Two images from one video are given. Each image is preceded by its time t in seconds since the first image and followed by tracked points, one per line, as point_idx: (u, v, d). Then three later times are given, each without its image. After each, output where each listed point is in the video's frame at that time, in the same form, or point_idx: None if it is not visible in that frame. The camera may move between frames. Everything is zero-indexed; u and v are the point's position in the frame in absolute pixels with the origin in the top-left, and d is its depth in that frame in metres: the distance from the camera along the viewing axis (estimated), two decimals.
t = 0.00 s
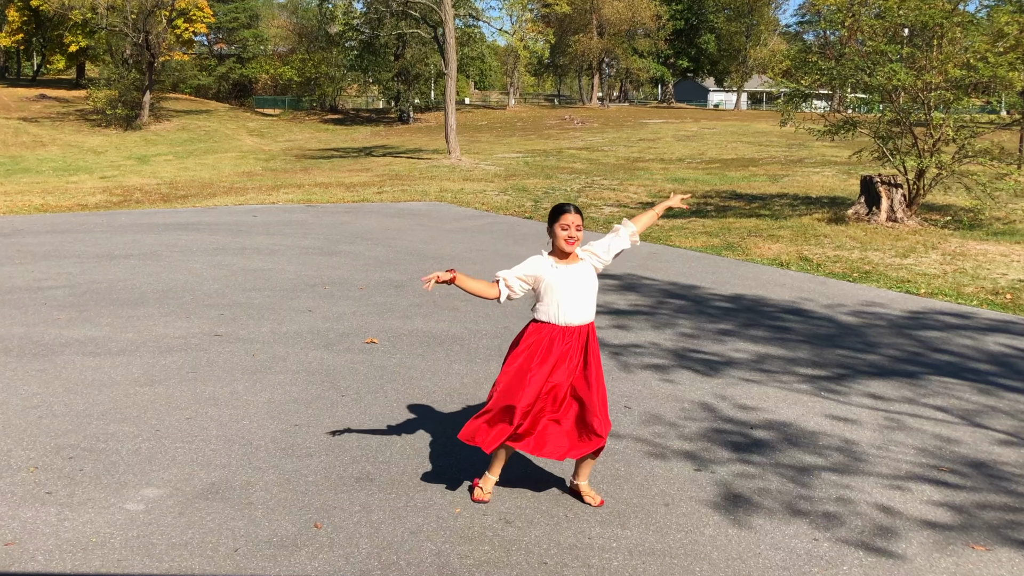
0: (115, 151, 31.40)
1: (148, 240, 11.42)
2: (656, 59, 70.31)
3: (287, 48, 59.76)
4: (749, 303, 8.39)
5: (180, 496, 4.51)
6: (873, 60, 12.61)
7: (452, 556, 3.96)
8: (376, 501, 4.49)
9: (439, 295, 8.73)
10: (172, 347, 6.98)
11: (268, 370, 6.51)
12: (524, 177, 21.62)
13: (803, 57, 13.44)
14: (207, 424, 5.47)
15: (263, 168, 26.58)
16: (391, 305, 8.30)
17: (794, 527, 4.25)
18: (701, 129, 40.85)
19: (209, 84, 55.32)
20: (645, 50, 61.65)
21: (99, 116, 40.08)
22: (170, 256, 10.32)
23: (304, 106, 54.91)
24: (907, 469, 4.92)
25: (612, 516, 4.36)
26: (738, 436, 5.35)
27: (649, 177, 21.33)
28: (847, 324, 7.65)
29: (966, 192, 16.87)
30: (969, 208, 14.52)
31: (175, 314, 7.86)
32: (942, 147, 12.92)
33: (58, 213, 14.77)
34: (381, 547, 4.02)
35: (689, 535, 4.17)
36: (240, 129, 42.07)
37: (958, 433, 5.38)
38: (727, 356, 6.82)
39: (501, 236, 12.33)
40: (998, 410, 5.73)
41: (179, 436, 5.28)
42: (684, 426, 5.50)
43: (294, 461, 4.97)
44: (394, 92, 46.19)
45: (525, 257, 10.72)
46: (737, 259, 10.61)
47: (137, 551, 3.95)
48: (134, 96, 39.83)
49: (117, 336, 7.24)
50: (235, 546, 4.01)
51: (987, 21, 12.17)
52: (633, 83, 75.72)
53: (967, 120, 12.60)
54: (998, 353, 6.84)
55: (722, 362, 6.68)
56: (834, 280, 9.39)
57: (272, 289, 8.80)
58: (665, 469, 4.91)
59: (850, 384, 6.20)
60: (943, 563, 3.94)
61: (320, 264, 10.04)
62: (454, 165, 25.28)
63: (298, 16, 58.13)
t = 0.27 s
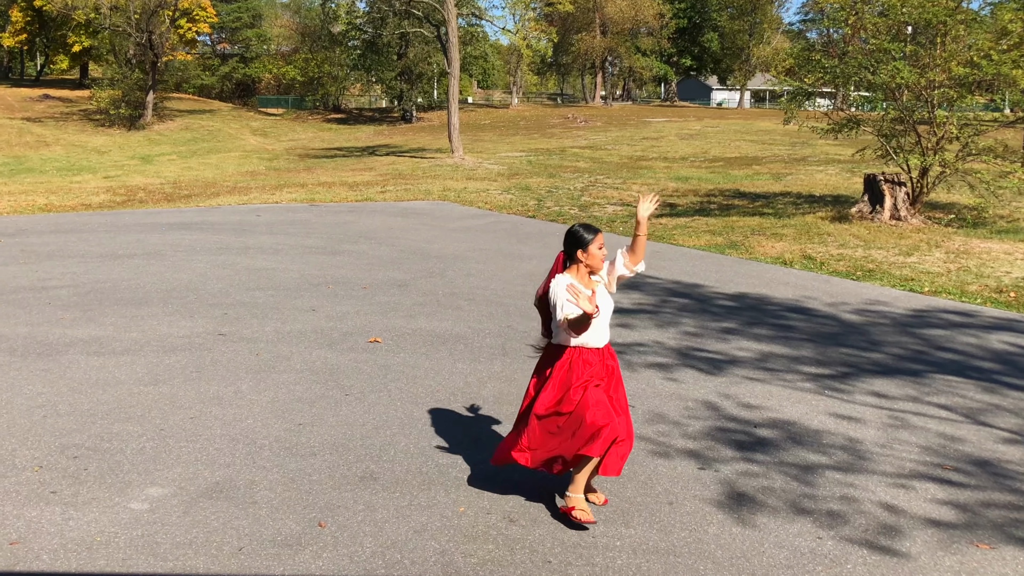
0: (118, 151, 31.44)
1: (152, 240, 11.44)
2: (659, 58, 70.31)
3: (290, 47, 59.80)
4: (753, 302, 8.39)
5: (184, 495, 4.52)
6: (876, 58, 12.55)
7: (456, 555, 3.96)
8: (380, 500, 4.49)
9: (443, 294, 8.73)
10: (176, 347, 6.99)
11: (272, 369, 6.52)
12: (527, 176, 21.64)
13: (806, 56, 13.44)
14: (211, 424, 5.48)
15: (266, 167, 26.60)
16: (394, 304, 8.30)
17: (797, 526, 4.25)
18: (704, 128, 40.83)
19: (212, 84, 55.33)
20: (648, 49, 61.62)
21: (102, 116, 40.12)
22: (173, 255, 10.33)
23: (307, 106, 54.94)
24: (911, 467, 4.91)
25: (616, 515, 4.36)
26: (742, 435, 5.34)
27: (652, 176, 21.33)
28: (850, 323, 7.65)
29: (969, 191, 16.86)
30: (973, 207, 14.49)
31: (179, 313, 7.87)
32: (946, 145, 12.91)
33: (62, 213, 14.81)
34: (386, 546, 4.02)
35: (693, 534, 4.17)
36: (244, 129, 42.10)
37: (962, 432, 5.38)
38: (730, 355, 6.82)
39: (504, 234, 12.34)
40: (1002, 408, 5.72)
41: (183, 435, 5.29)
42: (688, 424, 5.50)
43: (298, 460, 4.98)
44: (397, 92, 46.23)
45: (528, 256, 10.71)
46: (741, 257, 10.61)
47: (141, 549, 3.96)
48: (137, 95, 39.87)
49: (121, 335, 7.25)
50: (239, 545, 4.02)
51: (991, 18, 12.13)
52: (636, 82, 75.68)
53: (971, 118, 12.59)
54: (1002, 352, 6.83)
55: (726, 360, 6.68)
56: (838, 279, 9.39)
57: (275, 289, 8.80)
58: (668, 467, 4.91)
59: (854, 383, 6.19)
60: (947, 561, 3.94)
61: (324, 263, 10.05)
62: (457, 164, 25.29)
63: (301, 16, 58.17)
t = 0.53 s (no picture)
0: (120, 151, 31.46)
1: (154, 239, 11.45)
2: (661, 58, 70.31)
3: (292, 47, 59.85)
4: (754, 302, 8.38)
5: (186, 495, 4.52)
6: (878, 57, 12.55)
7: (458, 555, 3.96)
8: (382, 500, 4.49)
9: (444, 294, 8.73)
10: (178, 347, 6.99)
11: (274, 369, 6.52)
12: (529, 176, 21.65)
13: (808, 55, 13.43)
14: (213, 424, 5.48)
15: (268, 167, 26.61)
16: (396, 304, 8.30)
17: (799, 525, 4.25)
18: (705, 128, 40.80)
19: (214, 84, 55.34)
20: (649, 48, 61.60)
21: (104, 116, 40.15)
22: (175, 256, 10.33)
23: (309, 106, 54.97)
24: (913, 466, 4.91)
25: (618, 515, 4.36)
26: (744, 434, 5.34)
27: (654, 175, 21.32)
28: (852, 322, 7.64)
29: (971, 189, 16.85)
30: (974, 206, 14.50)
31: (181, 313, 7.88)
32: (948, 144, 12.90)
33: (63, 213, 14.83)
34: (387, 547, 4.02)
35: (695, 533, 4.17)
36: (245, 129, 42.13)
37: (964, 431, 5.37)
38: (732, 354, 6.82)
39: (505, 234, 12.33)
40: (1004, 407, 5.71)
41: (185, 436, 5.30)
42: (690, 424, 5.50)
43: (300, 460, 4.98)
44: (398, 91, 46.24)
45: (529, 256, 10.72)
46: (743, 257, 10.60)
47: (143, 550, 3.97)
48: (139, 96, 39.89)
49: (123, 335, 7.26)
50: (241, 545, 4.02)
51: (993, 17, 12.10)
52: (638, 82, 75.66)
53: (973, 117, 12.59)
54: (1004, 351, 6.82)
55: (728, 360, 6.68)
56: (839, 278, 9.38)
57: (277, 289, 8.81)
58: (670, 467, 4.91)
59: (855, 382, 6.19)
60: (949, 561, 3.94)
61: (325, 263, 10.04)
62: (459, 164, 25.29)
63: (302, 16, 58.20)
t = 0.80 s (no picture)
0: (119, 153, 31.48)
1: (153, 241, 11.46)
2: (660, 58, 70.37)
3: (291, 49, 59.90)
4: (753, 302, 8.39)
5: (184, 496, 4.52)
6: (876, 58, 12.55)
7: (456, 556, 3.96)
8: (381, 501, 4.49)
9: (443, 295, 8.74)
10: (176, 348, 6.99)
11: (273, 370, 6.53)
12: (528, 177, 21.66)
13: (806, 56, 13.43)
14: (212, 425, 5.48)
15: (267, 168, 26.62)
16: (395, 305, 8.31)
17: (797, 526, 4.25)
18: (705, 128, 40.82)
19: (213, 85, 55.36)
20: (648, 49, 61.64)
21: (104, 117, 40.18)
22: (174, 257, 10.34)
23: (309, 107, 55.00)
24: (912, 467, 4.91)
25: (617, 515, 4.36)
26: (742, 435, 5.34)
27: (653, 176, 21.33)
28: (851, 323, 7.65)
29: (969, 189, 16.86)
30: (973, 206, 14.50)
31: (179, 314, 7.89)
32: (946, 145, 12.90)
33: (62, 214, 14.84)
34: (386, 548, 4.02)
35: (693, 534, 4.17)
36: (245, 130, 42.15)
37: (962, 431, 5.37)
38: (731, 355, 6.82)
39: (504, 235, 12.34)
40: (1003, 408, 5.71)
41: (184, 437, 5.30)
42: (688, 425, 5.50)
43: (298, 462, 4.98)
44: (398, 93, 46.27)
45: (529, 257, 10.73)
46: (742, 258, 10.61)
47: (142, 551, 3.97)
48: (138, 97, 39.92)
49: (121, 336, 7.26)
50: (239, 546, 4.02)
51: (991, 18, 12.12)
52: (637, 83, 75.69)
53: (971, 118, 12.55)
54: (1003, 351, 6.82)
55: (726, 360, 6.68)
56: (838, 279, 9.38)
57: (276, 290, 8.81)
58: (669, 468, 4.91)
59: (854, 383, 6.19)
60: (948, 561, 3.94)
61: (324, 264, 10.05)
62: (458, 165, 25.30)
63: (301, 17, 58.23)
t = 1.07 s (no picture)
0: (118, 153, 31.47)
1: (151, 241, 11.45)
2: (659, 59, 70.43)
3: (290, 50, 59.90)
4: (752, 303, 8.39)
5: (183, 496, 4.52)
6: (875, 59, 12.57)
7: (455, 556, 3.96)
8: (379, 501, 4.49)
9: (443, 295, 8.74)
10: (175, 348, 6.99)
11: (272, 370, 6.53)
12: (527, 177, 21.67)
13: (805, 56, 13.44)
14: (211, 426, 5.48)
15: (266, 169, 26.61)
16: (393, 305, 8.31)
17: (796, 526, 4.25)
18: (704, 129, 40.84)
19: (212, 86, 55.37)
20: (647, 50, 61.70)
21: (103, 118, 40.16)
22: (173, 257, 10.34)
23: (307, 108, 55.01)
24: (911, 467, 4.91)
25: (616, 515, 4.36)
26: (741, 435, 5.35)
27: (651, 177, 21.33)
28: (849, 323, 7.65)
29: (967, 190, 16.87)
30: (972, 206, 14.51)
31: (178, 314, 7.88)
32: (945, 145, 12.91)
33: (61, 215, 14.84)
34: (385, 548, 4.02)
35: (692, 534, 4.17)
36: (244, 130, 42.14)
37: (961, 432, 5.37)
38: (730, 355, 6.82)
39: (503, 235, 12.35)
40: (1002, 408, 5.72)
41: (182, 437, 5.29)
42: (687, 425, 5.50)
43: (297, 462, 4.97)
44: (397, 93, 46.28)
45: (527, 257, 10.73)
46: (741, 258, 10.61)
47: (141, 551, 3.97)
48: (137, 97, 39.91)
49: (120, 336, 7.26)
50: (239, 546, 4.02)
51: (989, 19, 12.16)
52: (636, 83, 75.75)
53: (969, 118, 12.54)
54: (1001, 352, 6.82)
55: (725, 360, 6.69)
56: (837, 279, 9.38)
57: (275, 290, 8.80)
58: (668, 468, 4.91)
59: (853, 383, 6.19)
60: (946, 561, 3.94)
61: (323, 265, 10.05)
62: (457, 165, 25.30)
63: (300, 18, 58.24)
